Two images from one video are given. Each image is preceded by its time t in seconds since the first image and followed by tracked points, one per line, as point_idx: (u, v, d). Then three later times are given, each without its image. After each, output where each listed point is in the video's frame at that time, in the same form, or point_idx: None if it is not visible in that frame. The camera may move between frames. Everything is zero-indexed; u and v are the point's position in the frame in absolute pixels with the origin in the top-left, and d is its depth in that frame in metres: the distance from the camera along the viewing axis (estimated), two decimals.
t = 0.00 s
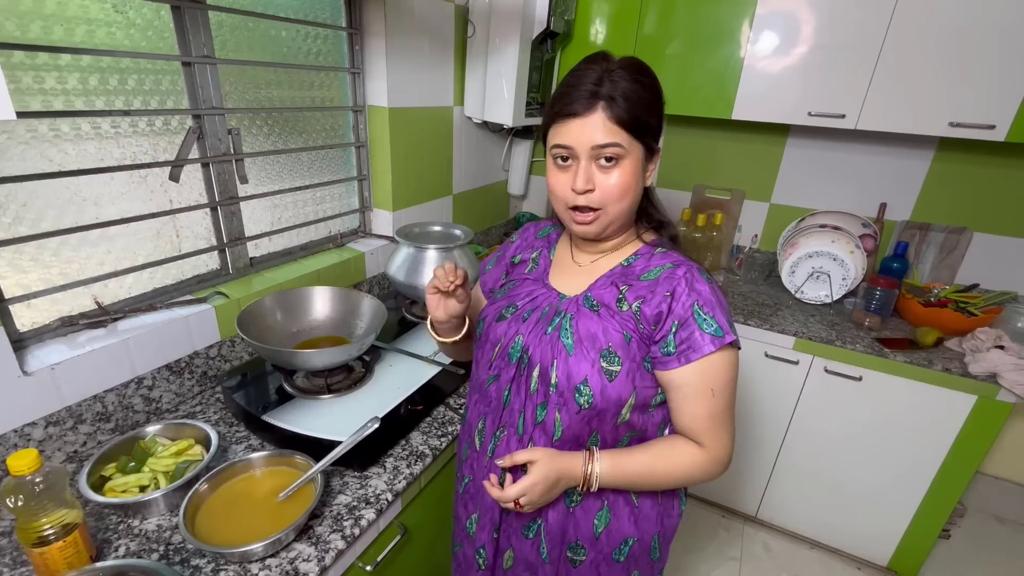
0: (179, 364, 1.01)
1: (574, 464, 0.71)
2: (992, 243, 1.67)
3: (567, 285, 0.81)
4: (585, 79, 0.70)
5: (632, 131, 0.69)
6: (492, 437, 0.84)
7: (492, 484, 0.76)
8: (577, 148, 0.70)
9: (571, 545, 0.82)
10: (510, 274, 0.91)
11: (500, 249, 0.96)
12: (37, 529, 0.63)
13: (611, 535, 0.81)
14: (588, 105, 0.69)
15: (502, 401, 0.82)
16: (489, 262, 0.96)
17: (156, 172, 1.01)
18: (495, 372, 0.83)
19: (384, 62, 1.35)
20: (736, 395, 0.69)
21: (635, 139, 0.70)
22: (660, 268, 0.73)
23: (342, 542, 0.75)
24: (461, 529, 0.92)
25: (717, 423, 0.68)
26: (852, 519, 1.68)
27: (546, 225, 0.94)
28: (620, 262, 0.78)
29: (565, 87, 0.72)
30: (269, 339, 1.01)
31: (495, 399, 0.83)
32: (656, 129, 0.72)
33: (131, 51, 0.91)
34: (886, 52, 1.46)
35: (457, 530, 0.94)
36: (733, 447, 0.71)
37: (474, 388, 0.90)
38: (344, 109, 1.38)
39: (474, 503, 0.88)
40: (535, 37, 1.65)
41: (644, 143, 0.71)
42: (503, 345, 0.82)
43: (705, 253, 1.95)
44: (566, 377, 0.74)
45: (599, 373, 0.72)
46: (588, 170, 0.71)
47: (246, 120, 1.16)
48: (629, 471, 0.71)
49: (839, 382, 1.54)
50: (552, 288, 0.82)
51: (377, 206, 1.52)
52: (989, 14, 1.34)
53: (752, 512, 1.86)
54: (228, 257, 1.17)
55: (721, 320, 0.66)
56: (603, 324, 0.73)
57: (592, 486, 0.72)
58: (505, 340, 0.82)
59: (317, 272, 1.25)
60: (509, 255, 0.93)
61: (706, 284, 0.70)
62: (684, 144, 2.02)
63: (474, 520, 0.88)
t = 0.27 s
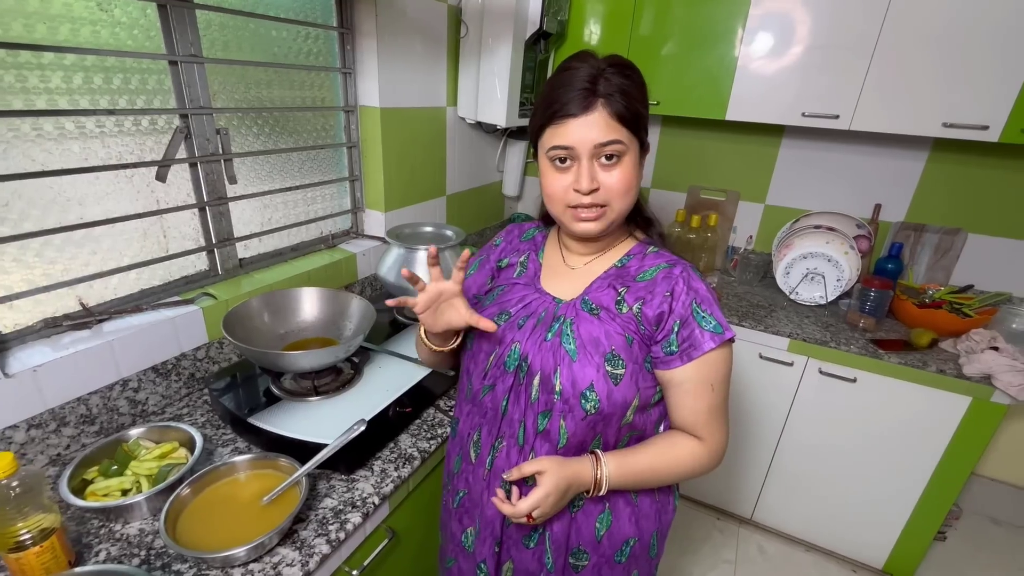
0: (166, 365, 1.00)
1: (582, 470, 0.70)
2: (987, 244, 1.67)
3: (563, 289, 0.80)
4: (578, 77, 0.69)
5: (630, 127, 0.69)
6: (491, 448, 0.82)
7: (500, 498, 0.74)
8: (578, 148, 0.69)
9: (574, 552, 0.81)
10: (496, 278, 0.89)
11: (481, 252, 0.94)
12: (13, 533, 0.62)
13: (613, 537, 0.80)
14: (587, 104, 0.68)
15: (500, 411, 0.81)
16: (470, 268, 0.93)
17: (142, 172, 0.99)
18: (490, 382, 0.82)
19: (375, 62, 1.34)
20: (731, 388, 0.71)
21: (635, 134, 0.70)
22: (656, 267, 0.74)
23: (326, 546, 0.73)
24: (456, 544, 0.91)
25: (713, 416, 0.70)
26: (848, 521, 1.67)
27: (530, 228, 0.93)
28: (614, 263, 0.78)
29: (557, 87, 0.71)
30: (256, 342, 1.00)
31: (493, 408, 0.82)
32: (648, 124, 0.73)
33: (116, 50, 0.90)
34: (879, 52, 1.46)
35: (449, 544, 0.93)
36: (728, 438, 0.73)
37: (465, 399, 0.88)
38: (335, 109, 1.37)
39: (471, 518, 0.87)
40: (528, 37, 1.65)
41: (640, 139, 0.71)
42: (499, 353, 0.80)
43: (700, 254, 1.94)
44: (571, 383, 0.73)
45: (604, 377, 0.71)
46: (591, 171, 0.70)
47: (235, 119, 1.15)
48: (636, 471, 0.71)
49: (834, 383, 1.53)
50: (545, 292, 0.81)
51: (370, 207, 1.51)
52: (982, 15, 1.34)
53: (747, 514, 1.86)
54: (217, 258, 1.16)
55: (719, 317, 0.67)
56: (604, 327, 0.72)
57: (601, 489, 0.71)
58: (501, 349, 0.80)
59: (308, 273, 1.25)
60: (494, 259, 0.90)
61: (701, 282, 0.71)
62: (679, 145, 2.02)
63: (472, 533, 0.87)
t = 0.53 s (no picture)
0: (154, 369, 0.99)
1: (580, 474, 0.70)
2: (979, 247, 1.67)
3: (557, 293, 0.80)
4: (575, 78, 0.69)
5: (624, 131, 0.69)
6: (487, 455, 0.81)
7: (499, 507, 0.74)
8: (572, 149, 0.69)
9: (571, 556, 0.81)
10: (486, 282, 0.88)
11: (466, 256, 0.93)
12: None
13: (610, 539, 0.80)
14: (583, 105, 0.68)
15: (495, 418, 0.80)
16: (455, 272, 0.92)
17: (131, 174, 0.99)
18: (484, 389, 0.81)
19: (368, 65, 1.34)
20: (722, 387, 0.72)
21: (629, 140, 0.71)
22: (649, 269, 0.74)
23: (314, 552, 0.73)
24: (451, 555, 0.89)
25: (706, 416, 0.71)
26: (842, 524, 1.67)
27: (519, 230, 0.92)
28: (606, 265, 0.78)
29: (554, 87, 0.70)
30: (246, 346, 1.00)
31: (487, 415, 0.81)
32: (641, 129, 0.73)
33: (106, 52, 0.90)
34: (871, 56, 1.47)
35: (445, 553, 0.91)
36: (719, 436, 0.74)
37: (458, 407, 0.87)
38: (328, 112, 1.37)
39: (466, 527, 0.86)
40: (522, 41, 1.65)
41: (633, 143, 0.72)
42: (493, 359, 0.80)
43: (694, 257, 1.94)
44: (569, 388, 0.72)
45: (601, 381, 0.71)
46: (583, 172, 0.70)
47: (227, 122, 1.14)
48: (633, 473, 0.71)
49: (828, 386, 1.53)
50: (538, 296, 0.80)
51: (363, 210, 1.51)
52: (972, 19, 1.35)
53: (742, 518, 1.85)
54: (208, 261, 1.16)
55: (712, 317, 0.68)
56: (600, 330, 0.72)
57: (600, 492, 0.71)
58: (496, 354, 0.79)
59: (300, 276, 1.24)
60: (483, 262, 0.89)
61: (693, 283, 0.72)
62: (673, 148, 2.02)
63: (467, 543, 0.86)
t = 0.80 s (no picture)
0: (148, 372, 0.98)
1: (580, 480, 0.69)
2: (978, 248, 1.67)
3: (556, 295, 0.79)
4: (574, 81, 0.68)
5: (626, 133, 0.69)
6: (486, 460, 0.80)
7: (497, 513, 0.73)
8: (577, 154, 0.68)
9: (571, 562, 0.80)
10: (484, 284, 0.87)
11: (462, 259, 0.92)
12: None
13: (611, 545, 0.79)
14: (585, 109, 0.68)
15: (493, 422, 0.79)
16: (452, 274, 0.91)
17: (124, 175, 0.98)
18: (482, 392, 0.80)
19: (365, 65, 1.33)
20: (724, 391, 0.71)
21: (631, 141, 0.71)
22: (649, 272, 0.73)
23: (308, 557, 0.72)
24: (450, 561, 0.89)
25: (708, 420, 0.70)
26: (842, 527, 1.66)
27: (516, 232, 0.92)
28: (607, 267, 0.78)
29: (552, 91, 0.69)
30: (241, 348, 0.99)
31: (486, 419, 0.80)
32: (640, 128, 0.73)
33: (99, 51, 0.89)
34: (869, 57, 1.47)
35: (443, 559, 0.91)
36: (721, 441, 0.73)
37: (455, 411, 0.86)
38: (325, 113, 1.36)
39: (464, 533, 0.85)
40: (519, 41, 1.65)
41: (635, 144, 0.71)
42: (490, 362, 0.79)
43: (693, 258, 1.93)
44: (569, 392, 0.71)
45: (601, 384, 0.70)
46: (589, 176, 0.69)
47: (222, 122, 1.14)
48: (633, 478, 0.70)
49: (827, 388, 1.53)
50: (538, 298, 0.80)
51: (360, 211, 1.50)
52: (970, 20, 1.35)
53: (740, 520, 1.85)
54: (203, 262, 1.15)
55: (713, 320, 0.67)
56: (599, 333, 0.71)
57: (600, 498, 0.70)
58: (493, 358, 0.78)
59: (296, 277, 1.23)
60: (480, 264, 0.88)
61: (694, 286, 0.71)
62: (671, 149, 2.02)
63: (466, 548, 0.85)
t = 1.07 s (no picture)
0: (145, 374, 0.98)
1: (577, 483, 0.69)
2: (975, 249, 1.67)
3: (551, 297, 0.79)
4: (566, 83, 0.68)
5: (618, 136, 0.68)
6: (482, 462, 0.80)
7: (492, 515, 0.72)
8: (566, 157, 0.68)
9: (570, 565, 0.80)
10: (483, 286, 0.87)
11: (464, 258, 0.92)
12: None
13: (609, 549, 0.79)
14: (576, 112, 0.67)
15: (490, 423, 0.79)
16: (455, 273, 0.91)
17: (121, 176, 0.98)
18: (479, 394, 0.80)
19: (363, 66, 1.33)
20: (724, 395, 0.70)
21: (624, 144, 0.69)
22: (647, 273, 0.73)
23: (306, 560, 0.71)
24: (449, 564, 0.89)
25: (707, 424, 0.69)
26: (841, 528, 1.66)
27: (516, 233, 0.92)
28: (604, 269, 0.77)
29: (544, 93, 0.70)
30: (239, 350, 0.99)
31: (483, 421, 0.80)
32: (638, 130, 0.72)
33: (96, 51, 0.89)
34: (867, 58, 1.47)
35: (443, 561, 0.90)
36: (721, 445, 0.72)
37: (454, 412, 0.86)
38: (323, 113, 1.35)
39: (462, 535, 0.85)
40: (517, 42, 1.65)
41: (629, 147, 0.70)
42: (487, 363, 0.79)
43: (691, 260, 1.93)
44: (562, 393, 0.71)
45: (596, 386, 0.70)
46: (578, 180, 0.69)
47: (220, 123, 1.13)
48: (630, 482, 0.69)
49: (826, 389, 1.53)
50: (535, 299, 0.80)
51: (358, 212, 1.50)
52: (968, 21, 1.35)
53: (739, 521, 1.84)
54: (200, 264, 1.14)
55: (711, 322, 0.67)
56: (595, 335, 0.71)
57: (596, 501, 0.70)
58: (490, 359, 0.78)
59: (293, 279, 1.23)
60: (481, 265, 0.89)
61: (694, 288, 0.71)
62: (669, 150, 2.02)
63: (464, 551, 0.85)
